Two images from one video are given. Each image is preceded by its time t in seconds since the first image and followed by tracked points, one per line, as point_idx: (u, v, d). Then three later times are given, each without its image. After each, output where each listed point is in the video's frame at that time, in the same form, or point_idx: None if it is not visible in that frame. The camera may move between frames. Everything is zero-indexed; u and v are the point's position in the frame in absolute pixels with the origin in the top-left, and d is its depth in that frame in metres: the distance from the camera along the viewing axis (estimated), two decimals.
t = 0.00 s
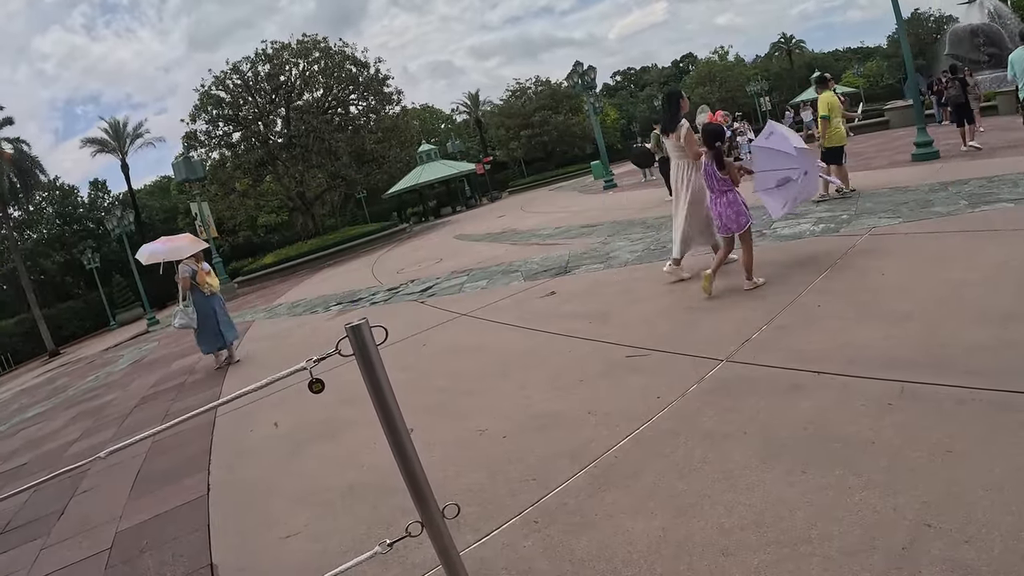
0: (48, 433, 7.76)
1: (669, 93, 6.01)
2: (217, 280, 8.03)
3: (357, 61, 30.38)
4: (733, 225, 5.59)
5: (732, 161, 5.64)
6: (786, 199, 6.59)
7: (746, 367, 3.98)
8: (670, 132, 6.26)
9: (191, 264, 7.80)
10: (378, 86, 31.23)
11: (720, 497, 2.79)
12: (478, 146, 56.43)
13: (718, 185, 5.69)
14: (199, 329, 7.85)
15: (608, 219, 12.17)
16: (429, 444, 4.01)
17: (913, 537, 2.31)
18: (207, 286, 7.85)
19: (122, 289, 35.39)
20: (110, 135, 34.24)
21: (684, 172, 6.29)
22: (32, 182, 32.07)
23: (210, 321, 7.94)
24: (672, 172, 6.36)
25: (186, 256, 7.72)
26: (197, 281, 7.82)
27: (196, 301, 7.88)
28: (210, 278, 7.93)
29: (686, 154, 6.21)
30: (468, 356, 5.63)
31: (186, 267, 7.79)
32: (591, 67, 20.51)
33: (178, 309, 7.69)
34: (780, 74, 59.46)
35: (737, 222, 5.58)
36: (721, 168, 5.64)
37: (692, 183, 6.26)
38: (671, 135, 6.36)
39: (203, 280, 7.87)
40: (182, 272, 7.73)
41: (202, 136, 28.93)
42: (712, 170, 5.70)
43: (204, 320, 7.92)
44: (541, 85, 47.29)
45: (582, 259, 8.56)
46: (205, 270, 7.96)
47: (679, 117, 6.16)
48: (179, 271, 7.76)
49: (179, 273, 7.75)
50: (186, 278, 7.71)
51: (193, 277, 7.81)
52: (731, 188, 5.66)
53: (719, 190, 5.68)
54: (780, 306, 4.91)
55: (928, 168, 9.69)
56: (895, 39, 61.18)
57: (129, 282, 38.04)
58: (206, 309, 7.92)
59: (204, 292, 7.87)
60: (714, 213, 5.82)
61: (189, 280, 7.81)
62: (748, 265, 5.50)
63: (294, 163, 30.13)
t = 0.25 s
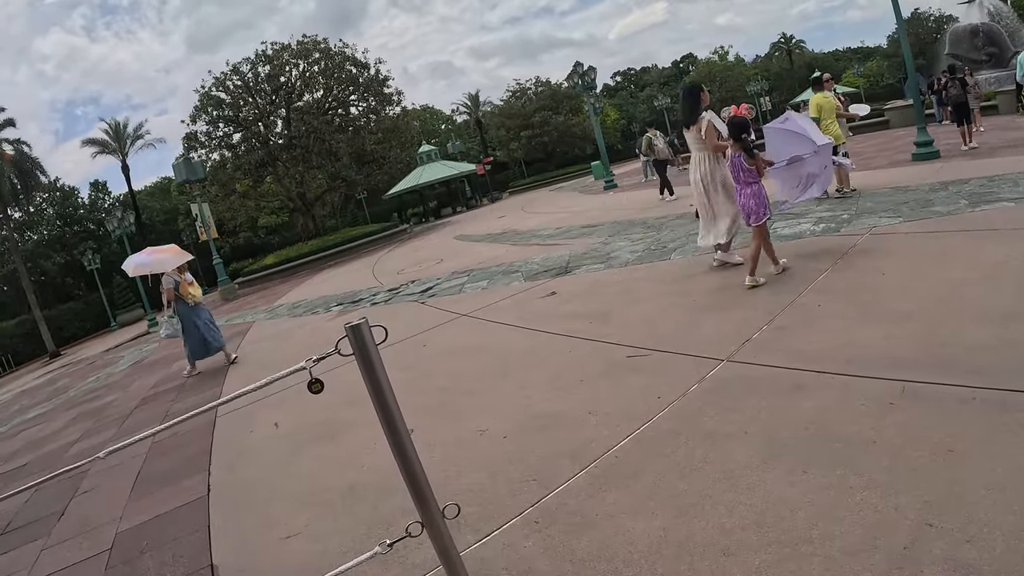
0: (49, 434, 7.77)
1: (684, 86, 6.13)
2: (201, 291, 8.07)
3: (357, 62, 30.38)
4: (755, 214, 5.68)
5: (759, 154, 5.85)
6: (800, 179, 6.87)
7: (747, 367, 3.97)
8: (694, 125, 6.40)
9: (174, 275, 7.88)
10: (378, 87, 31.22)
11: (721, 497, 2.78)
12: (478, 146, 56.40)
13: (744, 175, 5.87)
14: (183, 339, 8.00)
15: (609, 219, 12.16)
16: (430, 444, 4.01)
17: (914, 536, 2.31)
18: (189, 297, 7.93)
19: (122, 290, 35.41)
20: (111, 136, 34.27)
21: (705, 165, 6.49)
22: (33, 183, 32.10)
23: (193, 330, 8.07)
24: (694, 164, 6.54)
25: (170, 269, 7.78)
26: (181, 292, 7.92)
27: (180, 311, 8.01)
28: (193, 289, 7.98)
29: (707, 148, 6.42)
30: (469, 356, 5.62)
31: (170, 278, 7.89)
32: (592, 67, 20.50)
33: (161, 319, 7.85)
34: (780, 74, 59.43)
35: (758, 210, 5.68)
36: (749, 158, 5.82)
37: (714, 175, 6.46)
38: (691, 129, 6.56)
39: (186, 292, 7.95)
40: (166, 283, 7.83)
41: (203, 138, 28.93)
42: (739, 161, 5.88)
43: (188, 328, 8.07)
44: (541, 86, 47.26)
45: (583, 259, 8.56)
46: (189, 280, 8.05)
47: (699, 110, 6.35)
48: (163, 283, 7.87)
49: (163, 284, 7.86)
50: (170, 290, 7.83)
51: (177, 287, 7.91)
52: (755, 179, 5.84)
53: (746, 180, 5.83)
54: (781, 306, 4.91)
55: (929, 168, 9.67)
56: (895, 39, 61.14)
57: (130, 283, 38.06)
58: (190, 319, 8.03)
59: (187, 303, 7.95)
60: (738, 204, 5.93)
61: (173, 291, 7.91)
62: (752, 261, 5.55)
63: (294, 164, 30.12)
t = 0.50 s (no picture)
0: (50, 435, 7.77)
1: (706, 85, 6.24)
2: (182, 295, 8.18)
3: (358, 63, 30.40)
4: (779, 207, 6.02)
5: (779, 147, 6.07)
6: (816, 177, 7.37)
7: (747, 367, 3.97)
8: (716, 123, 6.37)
9: (156, 280, 8.07)
10: (379, 88, 31.25)
11: (721, 497, 2.78)
12: (479, 147, 56.44)
13: (767, 168, 6.09)
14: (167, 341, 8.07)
15: (610, 220, 12.15)
16: (430, 445, 4.01)
17: (915, 536, 2.31)
18: (169, 301, 8.04)
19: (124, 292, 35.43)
20: (112, 138, 34.30)
21: (727, 163, 6.41)
22: (35, 184, 32.14)
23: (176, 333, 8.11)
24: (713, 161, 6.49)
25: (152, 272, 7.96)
26: (162, 295, 8.07)
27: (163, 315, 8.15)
28: (174, 293, 8.11)
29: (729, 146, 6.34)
30: (469, 356, 5.62)
31: (152, 282, 8.07)
32: (592, 68, 20.50)
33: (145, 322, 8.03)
34: (780, 74, 59.46)
35: (784, 203, 6.00)
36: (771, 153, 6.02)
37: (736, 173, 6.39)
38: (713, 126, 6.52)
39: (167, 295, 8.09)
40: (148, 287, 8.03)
41: (203, 139, 28.95)
42: (761, 155, 6.13)
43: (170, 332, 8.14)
44: (541, 87, 47.27)
45: (583, 260, 8.57)
46: (171, 285, 8.21)
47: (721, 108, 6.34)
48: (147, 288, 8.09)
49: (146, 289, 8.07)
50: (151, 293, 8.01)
51: (159, 291, 8.08)
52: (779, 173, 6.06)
53: (770, 173, 6.06)
54: (781, 306, 4.90)
55: (930, 168, 9.66)
56: (895, 39, 61.16)
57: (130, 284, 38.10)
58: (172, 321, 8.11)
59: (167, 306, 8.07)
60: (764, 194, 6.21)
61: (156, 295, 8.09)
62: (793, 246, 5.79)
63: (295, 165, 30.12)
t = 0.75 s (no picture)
0: (50, 436, 7.78)
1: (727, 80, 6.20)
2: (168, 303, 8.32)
3: (357, 65, 30.41)
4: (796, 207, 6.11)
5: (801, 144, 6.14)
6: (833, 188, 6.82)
7: (745, 368, 3.98)
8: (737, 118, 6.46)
9: (142, 289, 8.23)
10: (378, 89, 31.26)
11: (718, 498, 2.79)
12: (478, 149, 56.52)
13: (789, 165, 6.15)
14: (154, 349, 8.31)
15: (609, 221, 12.16)
16: (428, 446, 4.02)
17: (913, 536, 2.31)
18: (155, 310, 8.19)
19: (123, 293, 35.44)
20: (112, 139, 34.31)
21: (749, 157, 6.55)
22: (35, 186, 32.14)
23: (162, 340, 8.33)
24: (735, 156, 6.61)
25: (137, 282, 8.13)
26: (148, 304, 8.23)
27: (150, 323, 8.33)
28: (160, 302, 8.26)
29: (752, 140, 6.46)
30: (468, 358, 5.63)
31: (139, 290, 8.23)
32: (591, 69, 20.49)
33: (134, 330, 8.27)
34: (780, 75, 59.60)
35: (805, 201, 6.10)
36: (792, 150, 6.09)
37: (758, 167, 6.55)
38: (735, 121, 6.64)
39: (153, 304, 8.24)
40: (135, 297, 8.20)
41: (203, 141, 28.95)
42: (784, 151, 6.16)
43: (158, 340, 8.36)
44: (541, 88, 47.28)
45: (582, 261, 8.58)
46: (157, 293, 8.37)
47: (743, 102, 6.46)
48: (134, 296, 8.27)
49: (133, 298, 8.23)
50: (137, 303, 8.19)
51: (145, 300, 8.24)
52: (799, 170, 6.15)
53: (791, 170, 6.13)
54: (780, 306, 4.91)
55: (930, 168, 9.66)
56: (895, 39, 61.24)
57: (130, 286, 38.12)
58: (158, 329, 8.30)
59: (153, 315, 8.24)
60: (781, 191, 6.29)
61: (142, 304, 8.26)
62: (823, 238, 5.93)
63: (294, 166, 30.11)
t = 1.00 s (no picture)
0: (47, 440, 7.76)
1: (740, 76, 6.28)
2: (149, 310, 8.41)
3: (353, 67, 30.40)
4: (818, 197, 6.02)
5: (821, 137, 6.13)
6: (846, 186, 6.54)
7: (741, 369, 3.99)
8: (750, 113, 6.57)
9: (124, 295, 8.30)
10: (374, 91, 31.25)
11: (713, 499, 2.79)
12: (474, 150, 56.56)
13: (810, 157, 6.12)
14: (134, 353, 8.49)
15: (605, 222, 12.17)
16: (424, 448, 4.02)
17: (907, 537, 2.32)
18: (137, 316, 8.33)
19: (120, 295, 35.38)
20: (108, 141, 34.27)
21: (761, 153, 6.63)
22: (31, 189, 32.09)
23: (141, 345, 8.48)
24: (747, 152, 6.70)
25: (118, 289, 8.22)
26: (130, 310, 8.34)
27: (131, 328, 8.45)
28: (142, 308, 8.39)
29: (764, 136, 6.56)
30: (464, 360, 5.63)
31: (121, 296, 8.31)
32: (587, 70, 20.53)
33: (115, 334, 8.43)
34: (776, 75, 59.73)
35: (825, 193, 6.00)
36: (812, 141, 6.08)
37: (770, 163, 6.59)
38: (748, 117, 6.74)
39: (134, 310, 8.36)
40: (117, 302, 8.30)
41: (199, 142, 28.91)
42: (805, 143, 6.15)
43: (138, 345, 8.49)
44: (537, 89, 47.29)
45: (578, 262, 8.59)
46: (139, 299, 8.48)
47: (756, 101, 6.59)
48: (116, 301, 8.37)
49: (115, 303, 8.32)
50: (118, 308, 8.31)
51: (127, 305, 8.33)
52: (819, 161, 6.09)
53: (811, 162, 6.10)
54: (775, 307, 4.92)
55: (925, 168, 9.69)
56: (891, 39, 61.38)
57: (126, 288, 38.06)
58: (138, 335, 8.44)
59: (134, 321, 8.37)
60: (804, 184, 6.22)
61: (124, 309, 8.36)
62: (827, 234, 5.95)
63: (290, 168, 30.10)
